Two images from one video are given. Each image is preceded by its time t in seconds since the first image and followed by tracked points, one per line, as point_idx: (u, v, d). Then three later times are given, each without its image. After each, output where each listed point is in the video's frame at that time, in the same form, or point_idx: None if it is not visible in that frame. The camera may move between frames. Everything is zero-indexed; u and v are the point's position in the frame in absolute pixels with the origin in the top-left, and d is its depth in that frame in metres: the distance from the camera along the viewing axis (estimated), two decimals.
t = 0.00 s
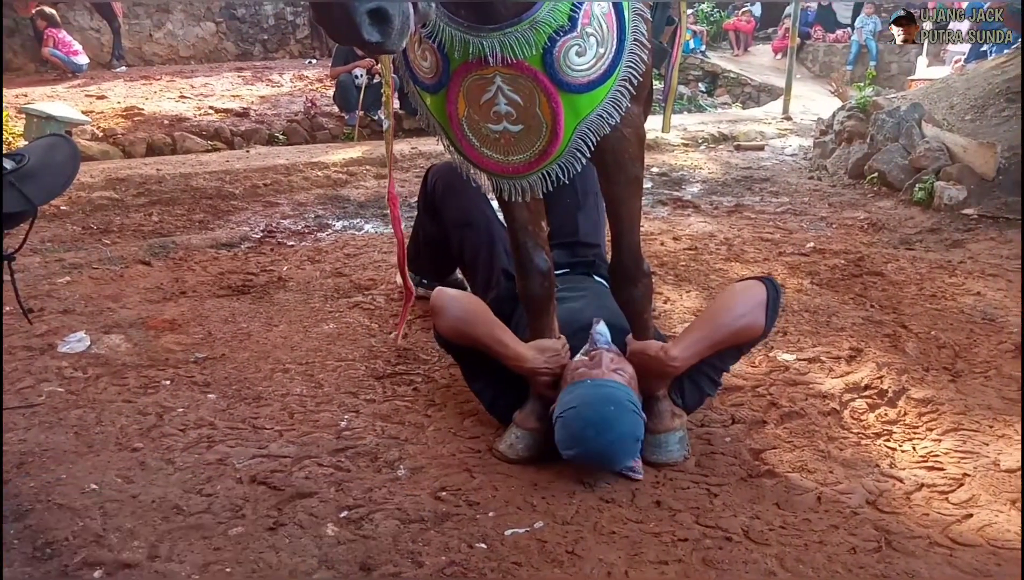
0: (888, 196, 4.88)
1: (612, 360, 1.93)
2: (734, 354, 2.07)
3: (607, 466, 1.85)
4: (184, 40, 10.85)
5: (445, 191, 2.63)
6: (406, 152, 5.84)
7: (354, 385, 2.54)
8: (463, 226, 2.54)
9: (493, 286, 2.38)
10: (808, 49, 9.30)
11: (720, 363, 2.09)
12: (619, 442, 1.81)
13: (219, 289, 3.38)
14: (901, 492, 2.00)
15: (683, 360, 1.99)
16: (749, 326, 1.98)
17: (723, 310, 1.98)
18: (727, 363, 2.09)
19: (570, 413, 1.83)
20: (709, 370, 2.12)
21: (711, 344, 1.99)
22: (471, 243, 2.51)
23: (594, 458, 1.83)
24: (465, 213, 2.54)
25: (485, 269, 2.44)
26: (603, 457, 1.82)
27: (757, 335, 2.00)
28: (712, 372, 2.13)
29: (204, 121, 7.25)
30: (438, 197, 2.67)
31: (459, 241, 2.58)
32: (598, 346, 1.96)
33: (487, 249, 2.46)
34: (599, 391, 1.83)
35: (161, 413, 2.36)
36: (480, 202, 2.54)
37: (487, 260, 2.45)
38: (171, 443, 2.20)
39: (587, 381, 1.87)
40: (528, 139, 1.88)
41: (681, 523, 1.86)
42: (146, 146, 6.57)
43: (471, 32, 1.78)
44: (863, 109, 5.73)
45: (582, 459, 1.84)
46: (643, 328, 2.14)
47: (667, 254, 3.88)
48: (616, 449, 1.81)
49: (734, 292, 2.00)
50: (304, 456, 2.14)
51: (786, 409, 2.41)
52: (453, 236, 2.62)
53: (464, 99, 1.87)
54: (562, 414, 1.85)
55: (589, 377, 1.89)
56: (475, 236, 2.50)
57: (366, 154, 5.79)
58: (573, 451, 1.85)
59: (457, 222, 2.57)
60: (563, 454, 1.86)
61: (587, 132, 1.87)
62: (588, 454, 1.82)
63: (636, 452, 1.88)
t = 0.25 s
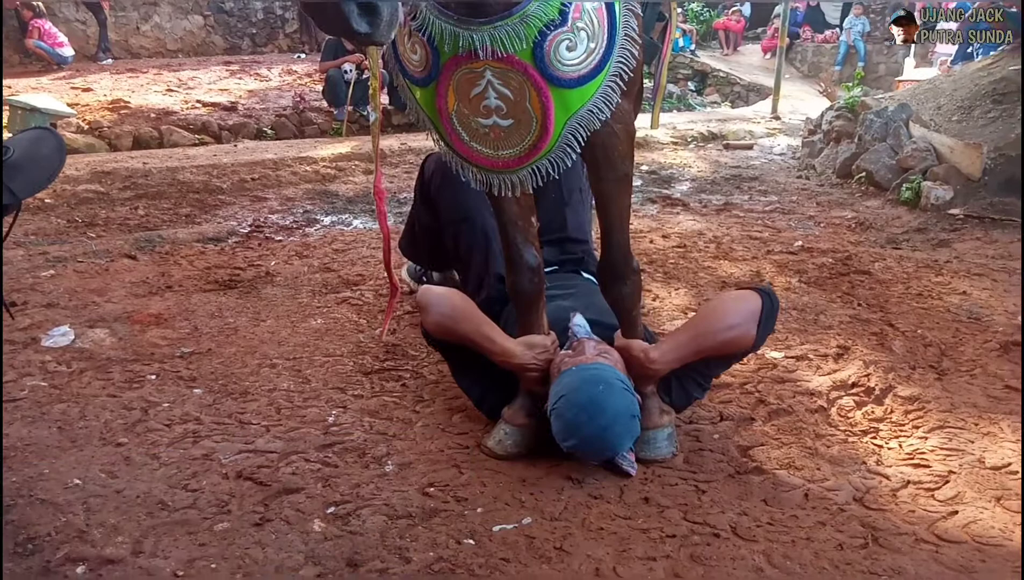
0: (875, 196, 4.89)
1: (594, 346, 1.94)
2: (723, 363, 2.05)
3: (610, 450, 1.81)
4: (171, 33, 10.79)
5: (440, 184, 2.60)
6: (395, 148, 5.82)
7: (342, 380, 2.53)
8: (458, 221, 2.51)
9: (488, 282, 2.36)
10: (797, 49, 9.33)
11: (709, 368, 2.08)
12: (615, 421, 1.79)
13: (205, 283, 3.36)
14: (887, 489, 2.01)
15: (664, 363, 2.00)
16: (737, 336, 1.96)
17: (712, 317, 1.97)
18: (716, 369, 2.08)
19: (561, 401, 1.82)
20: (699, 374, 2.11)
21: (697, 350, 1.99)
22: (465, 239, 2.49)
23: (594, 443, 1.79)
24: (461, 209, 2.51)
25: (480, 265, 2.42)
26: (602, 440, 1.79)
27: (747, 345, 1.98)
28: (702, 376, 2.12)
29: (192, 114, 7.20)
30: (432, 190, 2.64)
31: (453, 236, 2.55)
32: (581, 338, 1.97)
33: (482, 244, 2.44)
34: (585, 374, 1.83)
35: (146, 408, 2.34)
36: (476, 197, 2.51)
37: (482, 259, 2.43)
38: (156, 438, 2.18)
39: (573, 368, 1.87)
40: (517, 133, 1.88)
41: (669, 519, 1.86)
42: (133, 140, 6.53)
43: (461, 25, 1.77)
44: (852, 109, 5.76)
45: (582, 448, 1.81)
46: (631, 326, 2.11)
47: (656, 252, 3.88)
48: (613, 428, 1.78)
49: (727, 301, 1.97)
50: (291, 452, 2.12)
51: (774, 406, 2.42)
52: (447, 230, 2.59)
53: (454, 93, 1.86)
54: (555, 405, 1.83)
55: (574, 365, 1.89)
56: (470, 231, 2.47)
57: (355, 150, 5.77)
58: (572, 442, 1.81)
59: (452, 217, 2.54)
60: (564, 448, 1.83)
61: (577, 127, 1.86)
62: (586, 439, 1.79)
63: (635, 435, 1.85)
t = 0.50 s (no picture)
0: (866, 194, 4.91)
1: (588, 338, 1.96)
2: (719, 364, 2.04)
3: (604, 428, 1.79)
4: (160, 28, 10.71)
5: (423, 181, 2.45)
6: (386, 144, 5.79)
7: (332, 377, 2.51)
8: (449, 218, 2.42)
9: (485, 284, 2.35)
10: (787, 49, 9.34)
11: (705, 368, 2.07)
12: (608, 395, 1.79)
13: (194, 279, 3.32)
14: (880, 486, 2.00)
15: (660, 361, 2.00)
16: (734, 336, 1.95)
17: (709, 318, 1.95)
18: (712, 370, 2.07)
19: (554, 383, 1.82)
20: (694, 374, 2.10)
21: (694, 349, 1.98)
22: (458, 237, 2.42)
23: (589, 420, 1.78)
24: (449, 207, 2.42)
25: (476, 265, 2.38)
26: (597, 415, 1.77)
27: (744, 346, 1.97)
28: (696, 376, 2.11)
29: (180, 110, 7.15)
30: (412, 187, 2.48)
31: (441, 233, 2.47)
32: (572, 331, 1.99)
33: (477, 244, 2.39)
34: (574, 355, 1.85)
35: (133, 405, 2.31)
36: (465, 193, 2.44)
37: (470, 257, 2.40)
38: (143, 435, 2.15)
39: (563, 354, 1.88)
40: (510, 128, 1.86)
41: (662, 517, 1.85)
42: (120, 134, 6.47)
43: (454, 17, 1.75)
44: (842, 107, 5.76)
45: (579, 428, 1.78)
46: (623, 321, 2.13)
47: (647, 249, 3.87)
48: (607, 402, 1.78)
49: (725, 302, 1.96)
50: (280, 449, 2.10)
51: (766, 403, 2.41)
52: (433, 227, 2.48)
53: (445, 86, 1.84)
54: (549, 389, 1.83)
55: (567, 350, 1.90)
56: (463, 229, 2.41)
57: (346, 146, 5.73)
58: (568, 424, 1.79)
59: (440, 214, 2.44)
60: (556, 430, 1.82)
61: (570, 121, 1.85)
62: (582, 415, 1.77)
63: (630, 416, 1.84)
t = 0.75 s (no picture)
0: (856, 203, 4.96)
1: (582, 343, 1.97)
2: (712, 364, 2.06)
3: (596, 432, 1.77)
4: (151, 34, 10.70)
5: (417, 183, 2.46)
6: (378, 150, 5.78)
7: (323, 383, 2.49)
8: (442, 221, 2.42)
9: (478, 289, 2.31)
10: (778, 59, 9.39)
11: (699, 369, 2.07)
12: (601, 395, 1.78)
13: (184, 284, 3.30)
14: (873, 493, 2.00)
15: (660, 362, 1.99)
16: (730, 335, 1.97)
17: (706, 318, 1.97)
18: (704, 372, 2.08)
19: (547, 386, 1.82)
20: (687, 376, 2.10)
21: (691, 349, 1.99)
22: (451, 240, 2.41)
23: (583, 422, 1.76)
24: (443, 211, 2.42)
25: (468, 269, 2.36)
26: (590, 416, 1.76)
27: (739, 344, 1.99)
28: (690, 378, 2.11)
29: (171, 115, 7.13)
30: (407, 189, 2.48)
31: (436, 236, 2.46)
32: (564, 336, 2.00)
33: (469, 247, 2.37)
34: (566, 358, 1.85)
35: (122, 410, 2.29)
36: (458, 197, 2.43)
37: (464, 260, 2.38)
38: (132, 441, 2.13)
39: (554, 358, 1.88)
40: (504, 133, 1.86)
41: (655, 523, 1.84)
42: (110, 139, 6.44)
43: (448, 21, 1.75)
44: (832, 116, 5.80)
45: (573, 431, 1.77)
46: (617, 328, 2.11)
47: (639, 256, 3.88)
48: (600, 402, 1.77)
49: (719, 303, 1.99)
50: (271, 455, 2.08)
51: (758, 410, 2.41)
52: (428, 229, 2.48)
53: (439, 91, 1.84)
54: (542, 394, 1.82)
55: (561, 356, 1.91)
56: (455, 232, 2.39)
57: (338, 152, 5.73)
58: (562, 427, 1.78)
59: (433, 217, 2.44)
60: (550, 434, 1.80)
61: (564, 127, 1.85)
62: (575, 417, 1.76)
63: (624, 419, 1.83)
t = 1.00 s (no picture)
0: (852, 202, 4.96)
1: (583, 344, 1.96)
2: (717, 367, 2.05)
3: (591, 436, 1.78)
4: (145, 29, 10.67)
5: (419, 171, 2.54)
6: (373, 147, 5.77)
7: (318, 380, 2.48)
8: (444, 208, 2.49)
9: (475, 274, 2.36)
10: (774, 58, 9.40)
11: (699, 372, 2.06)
12: (596, 400, 1.77)
13: (178, 281, 3.29)
14: (868, 491, 2.00)
15: (664, 360, 1.99)
16: (737, 339, 1.96)
17: (713, 319, 1.97)
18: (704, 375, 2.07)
19: (544, 388, 1.81)
20: (686, 377, 2.09)
21: (696, 349, 1.99)
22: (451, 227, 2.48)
23: (578, 425, 1.77)
24: (446, 196, 2.48)
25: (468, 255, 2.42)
26: (585, 420, 1.76)
27: (744, 350, 1.98)
28: (688, 380, 2.10)
29: (165, 111, 7.10)
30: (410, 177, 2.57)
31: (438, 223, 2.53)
32: (564, 336, 1.99)
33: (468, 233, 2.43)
34: (563, 359, 1.84)
35: (116, 407, 2.28)
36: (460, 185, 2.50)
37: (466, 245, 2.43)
38: (125, 438, 2.12)
39: (552, 358, 1.88)
40: (501, 129, 1.85)
41: (651, 521, 1.83)
42: (104, 135, 6.41)
43: (445, 16, 1.74)
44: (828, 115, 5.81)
45: (568, 433, 1.78)
46: (615, 326, 2.10)
47: (635, 254, 3.87)
48: (595, 406, 1.76)
49: (729, 306, 1.98)
50: (265, 453, 2.07)
51: (754, 408, 2.41)
52: (430, 217, 2.56)
53: (436, 86, 1.83)
54: (538, 394, 1.82)
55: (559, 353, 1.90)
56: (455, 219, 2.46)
57: (333, 149, 5.71)
58: (557, 428, 1.78)
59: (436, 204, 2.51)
60: (545, 435, 1.81)
61: (562, 123, 1.85)
62: (570, 420, 1.76)
63: (620, 420, 1.83)
